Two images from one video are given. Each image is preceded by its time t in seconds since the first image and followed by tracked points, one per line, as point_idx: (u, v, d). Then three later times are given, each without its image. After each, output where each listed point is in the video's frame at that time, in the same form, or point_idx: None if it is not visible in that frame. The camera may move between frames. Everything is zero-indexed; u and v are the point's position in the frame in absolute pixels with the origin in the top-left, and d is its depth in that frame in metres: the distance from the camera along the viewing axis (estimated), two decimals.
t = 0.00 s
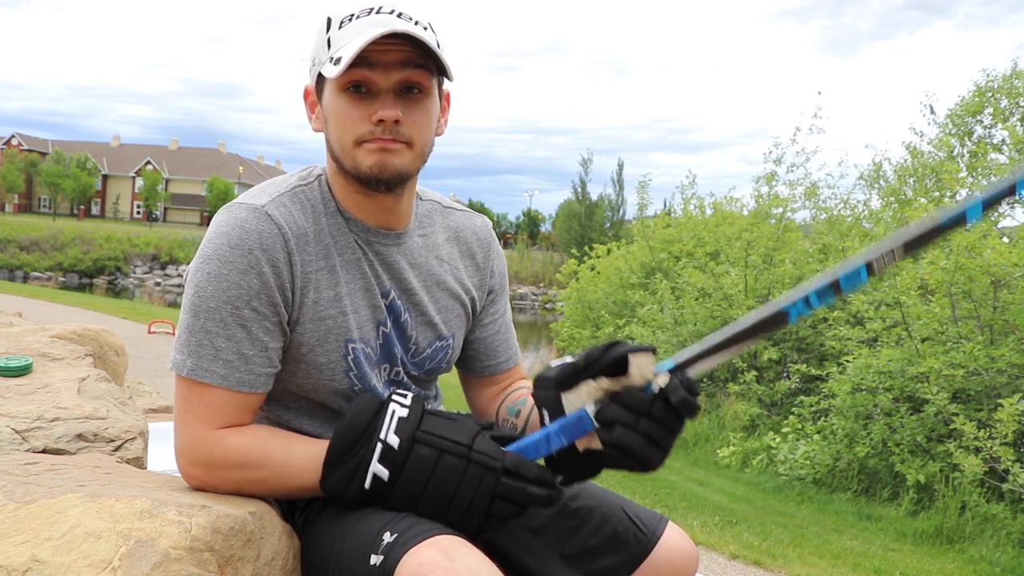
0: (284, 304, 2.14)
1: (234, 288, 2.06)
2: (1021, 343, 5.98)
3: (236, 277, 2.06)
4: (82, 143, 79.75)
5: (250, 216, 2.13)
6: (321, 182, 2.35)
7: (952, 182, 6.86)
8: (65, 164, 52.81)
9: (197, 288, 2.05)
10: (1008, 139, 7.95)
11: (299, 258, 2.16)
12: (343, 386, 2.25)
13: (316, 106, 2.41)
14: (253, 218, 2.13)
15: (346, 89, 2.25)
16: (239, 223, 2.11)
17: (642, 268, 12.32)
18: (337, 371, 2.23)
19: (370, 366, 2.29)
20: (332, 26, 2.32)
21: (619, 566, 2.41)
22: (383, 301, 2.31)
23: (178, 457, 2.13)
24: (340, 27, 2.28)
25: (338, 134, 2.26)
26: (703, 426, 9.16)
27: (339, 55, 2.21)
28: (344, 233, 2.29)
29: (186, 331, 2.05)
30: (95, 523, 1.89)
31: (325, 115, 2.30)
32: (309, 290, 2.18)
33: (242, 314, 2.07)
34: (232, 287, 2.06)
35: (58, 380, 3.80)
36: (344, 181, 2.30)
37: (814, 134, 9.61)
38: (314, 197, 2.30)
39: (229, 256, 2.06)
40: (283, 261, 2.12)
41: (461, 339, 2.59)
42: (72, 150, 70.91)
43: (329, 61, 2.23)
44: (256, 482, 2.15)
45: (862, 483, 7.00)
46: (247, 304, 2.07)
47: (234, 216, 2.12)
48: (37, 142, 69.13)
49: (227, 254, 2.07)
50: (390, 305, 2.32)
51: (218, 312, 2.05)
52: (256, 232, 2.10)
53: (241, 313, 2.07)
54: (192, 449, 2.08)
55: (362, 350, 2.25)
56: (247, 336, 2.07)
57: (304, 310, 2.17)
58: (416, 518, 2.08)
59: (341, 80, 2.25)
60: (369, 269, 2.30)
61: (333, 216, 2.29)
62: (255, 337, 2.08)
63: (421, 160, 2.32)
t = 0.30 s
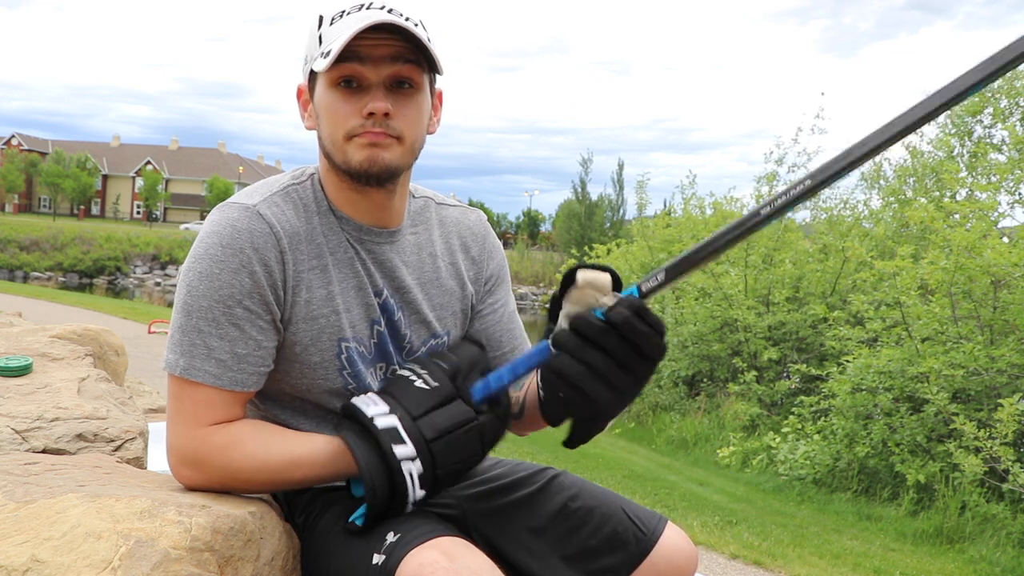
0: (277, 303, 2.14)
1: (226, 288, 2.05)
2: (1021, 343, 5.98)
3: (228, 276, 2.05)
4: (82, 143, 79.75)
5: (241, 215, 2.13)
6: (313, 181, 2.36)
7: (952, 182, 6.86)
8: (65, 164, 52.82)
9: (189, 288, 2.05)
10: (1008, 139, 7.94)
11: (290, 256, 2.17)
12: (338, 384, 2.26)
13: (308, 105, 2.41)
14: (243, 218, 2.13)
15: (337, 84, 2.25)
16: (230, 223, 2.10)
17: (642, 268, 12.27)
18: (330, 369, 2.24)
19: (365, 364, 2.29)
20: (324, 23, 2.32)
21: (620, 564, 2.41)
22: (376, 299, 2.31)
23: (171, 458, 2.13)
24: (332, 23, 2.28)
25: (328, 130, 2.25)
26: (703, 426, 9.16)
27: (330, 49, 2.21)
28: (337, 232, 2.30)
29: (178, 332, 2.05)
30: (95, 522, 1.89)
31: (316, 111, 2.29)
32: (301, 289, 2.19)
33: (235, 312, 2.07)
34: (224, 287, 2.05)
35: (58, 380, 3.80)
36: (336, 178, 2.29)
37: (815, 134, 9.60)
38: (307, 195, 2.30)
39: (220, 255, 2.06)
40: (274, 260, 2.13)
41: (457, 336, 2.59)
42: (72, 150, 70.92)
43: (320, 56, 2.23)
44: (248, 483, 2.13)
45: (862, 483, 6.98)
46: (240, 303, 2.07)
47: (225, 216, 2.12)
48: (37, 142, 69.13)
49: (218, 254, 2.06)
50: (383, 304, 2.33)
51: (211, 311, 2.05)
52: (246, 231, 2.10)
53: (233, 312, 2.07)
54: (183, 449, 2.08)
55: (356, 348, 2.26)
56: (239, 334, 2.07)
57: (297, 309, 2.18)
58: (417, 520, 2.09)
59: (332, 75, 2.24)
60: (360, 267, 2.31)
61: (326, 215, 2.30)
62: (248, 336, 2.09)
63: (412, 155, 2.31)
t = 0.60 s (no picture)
0: (265, 301, 2.14)
1: (212, 284, 2.06)
2: (1021, 343, 5.98)
3: (215, 273, 2.06)
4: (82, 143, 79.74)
5: (229, 212, 2.14)
6: (302, 180, 2.36)
7: (952, 182, 6.86)
8: (65, 164, 52.81)
9: (177, 286, 2.06)
10: (1008, 139, 7.94)
11: (277, 253, 2.17)
12: (327, 383, 2.26)
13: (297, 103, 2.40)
14: (231, 214, 2.13)
15: (330, 79, 2.25)
16: (218, 219, 2.11)
17: (642, 268, 12.24)
18: (320, 369, 2.24)
19: (356, 363, 2.29)
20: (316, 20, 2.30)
21: (622, 565, 2.41)
22: (366, 298, 2.31)
23: (167, 458, 2.14)
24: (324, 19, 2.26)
25: (321, 126, 2.26)
26: (703, 426, 9.16)
27: (322, 44, 2.20)
28: (326, 230, 2.30)
29: (165, 329, 2.06)
30: (96, 522, 1.89)
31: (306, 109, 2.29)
32: (289, 286, 2.18)
33: (222, 310, 2.08)
34: (210, 284, 2.06)
35: (58, 380, 3.80)
36: (329, 174, 2.29)
37: (815, 134, 9.61)
38: (295, 194, 2.31)
39: (207, 252, 2.07)
40: (260, 257, 2.13)
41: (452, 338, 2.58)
42: (72, 150, 70.93)
43: (311, 52, 2.22)
44: (244, 483, 2.12)
45: (862, 483, 6.98)
46: (227, 300, 2.08)
47: (212, 213, 2.13)
48: (37, 142, 69.14)
49: (205, 251, 2.07)
50: (373, 303, 2.32)
51: (199, 309, 2.06)
52: (234, 227, 2.11)
53: (221, 310, 2.07)
54: (178, 448, 2.09)
55: (346, 347, 2.26)
56: (228, 332, 2.08)
57: (285, 307, 2.18)
58: (416, 523, 2.09)
59: (324, 71, 2.25)
60: (350, 266, 2.30)
61: (315, 213, 2.30)
62: (236, 334, 2.09)
63: (406, 149, 2.31)
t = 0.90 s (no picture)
0: (280, 309, 2.14)
1: (228, 294, 2.07)
2: (1021, 343, 5.98)
3: (231, 283, 2.07)
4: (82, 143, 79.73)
5: (246, 220, 2.13)
6: (317, 182, 2.36)
7: (953, 182, 6.86)
8: (65, 164, 52.81)
9: (192, 293, 2.07)
10: (1008, 139, 7.93)
11: (295, 261, 2.17)
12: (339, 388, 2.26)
13: (321, 100, 2.32)
14: (248, 222, 2.13)
15: (385, 69, 2.27)
16: (235, 228, 2.10)
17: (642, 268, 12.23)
18: (333, 374, 2.24)
19: (367, 368, 2.29)
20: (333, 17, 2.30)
21: (622, 565, 2.41)
22: (378, 302, 2.30)
23: (170, 459, 2.15)
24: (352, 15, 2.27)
25: (383, 117, 2.27)
26: (703, 426, 9.15)
27: (380, 34, 2.24)
28: (340, 235, 2.29)
29: (181, 337, 2.07)
30: (95, 522, 1.89)
31: (354, 104, 2.28)
32: (304, 294, 2.18)
33: (237, 319, 2.08)
34: (227, 293, 2.07)
35: (58, 380, 3.80)
36: (389, 162, 2.29)
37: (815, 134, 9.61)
38: (310, 198, 2.30)
39: (224, 261, 2.07)
40: (279, 265, 2.13)
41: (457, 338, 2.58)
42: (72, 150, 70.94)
43: (367, 42, 2.24)
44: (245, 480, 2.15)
45: (862, 483, 6.98)
46: (242, 309, 2.08)
47: (229, 220, 2.13)
48: (37, 142, 69.15)
49: (222, 260, 2.07)
50: (385, 308, 2.32)
51: (214, 318, 2.06)
52: (252, 236, 2.10)
53: (236, 319, 2.08)
54: (181, 449, 2.10)
55: (359, 352, 2.26)
56: (241, 341, 2.08)
57: (300, 314, 2.18)
58: (411, 520, 2.10)
59: (379, 60, 2.26)
60: (363, 271, 2.29)
61: (330, 217, 2.29)
62: (251, 343, 2.09)
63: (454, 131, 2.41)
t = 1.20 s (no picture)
0: (280, 311, 2.15)
1: (229, 295, 2.06)
2: (1021, 343, 5.98)
3: (231, 284, 2.07)
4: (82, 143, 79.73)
5: (247, 220, 2.13)
6: (318, 184, 2.36)
7: (953, 182, 6.86)
8: (65, 164, 52.81)
9: (191, 293, 2.06)
10: (1008, 138, 7.93)
11: (296, 264, 2.17)
12: (339, 391, 2.26)
13: (327, 103, 2.31)
14: (249, 223, 2.13)
15: (394, 72, 2.27)
16: (236, 229, 2.10)
17: (642, 268, 12.23)
18: (332, 377, 2.24)
19: (366, 371, 2.29)
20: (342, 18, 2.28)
21: (622, 567, 2.40)
22: (378, 307, 2.30)
23: (167, 460, 2.14)
24: (360, 15, 2.26)
25: (392, 120, 2.27)
26: (703, 426, 9.15)
27: (392, 36, 2.24)
28: (341, 237, 2.29)
29: (181, 338, 2.06)
30: (96, 523, 1.89)
31: (362, 107, 2.28)
32: (305, 296, 2.18)
33: (237, 320, 2.08)
34: (227, 294, 2.06)
35: (58, 380, 3.80)
36: (396, 166, 2.29)
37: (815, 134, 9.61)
38: (312, 199, 2.30)
39: (224, 261, 2.07)
40: (279, 267, 2.13)
41: (455, 345, 2.58)
42: (72, 150, 70.95)
43: (377, 44, 2.23)
44: (242, 484, 2.14)
45: (862, 483, 6.98)
46: (242, 311, 2.08)
47: (230, 220, 2.13)
48: (37, 142, 69.17)
49: (222, 261, 2.07)
50: (383, 312, 2.32)
51: (213, 319, 2.06)
52: (252, 237, 2.10)
53: (235, 320, 2.08)
54: (178, 451, 2.10)
55: (358, 355, 2.26)
56: (239, 342, 2.08)
57: (300, 316, 2.18)
58: (414, 520, 2.10)
59: (389, 62, 2.26)
60: (363, 275, 2.29)
61: (331, 221, 2.29)
62: (250, 344, 2.10)
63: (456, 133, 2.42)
